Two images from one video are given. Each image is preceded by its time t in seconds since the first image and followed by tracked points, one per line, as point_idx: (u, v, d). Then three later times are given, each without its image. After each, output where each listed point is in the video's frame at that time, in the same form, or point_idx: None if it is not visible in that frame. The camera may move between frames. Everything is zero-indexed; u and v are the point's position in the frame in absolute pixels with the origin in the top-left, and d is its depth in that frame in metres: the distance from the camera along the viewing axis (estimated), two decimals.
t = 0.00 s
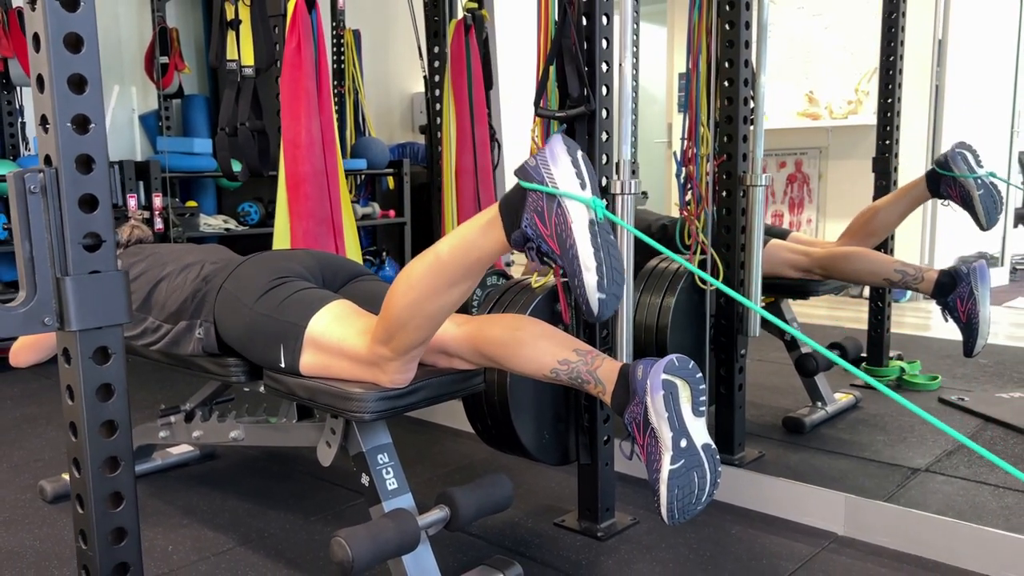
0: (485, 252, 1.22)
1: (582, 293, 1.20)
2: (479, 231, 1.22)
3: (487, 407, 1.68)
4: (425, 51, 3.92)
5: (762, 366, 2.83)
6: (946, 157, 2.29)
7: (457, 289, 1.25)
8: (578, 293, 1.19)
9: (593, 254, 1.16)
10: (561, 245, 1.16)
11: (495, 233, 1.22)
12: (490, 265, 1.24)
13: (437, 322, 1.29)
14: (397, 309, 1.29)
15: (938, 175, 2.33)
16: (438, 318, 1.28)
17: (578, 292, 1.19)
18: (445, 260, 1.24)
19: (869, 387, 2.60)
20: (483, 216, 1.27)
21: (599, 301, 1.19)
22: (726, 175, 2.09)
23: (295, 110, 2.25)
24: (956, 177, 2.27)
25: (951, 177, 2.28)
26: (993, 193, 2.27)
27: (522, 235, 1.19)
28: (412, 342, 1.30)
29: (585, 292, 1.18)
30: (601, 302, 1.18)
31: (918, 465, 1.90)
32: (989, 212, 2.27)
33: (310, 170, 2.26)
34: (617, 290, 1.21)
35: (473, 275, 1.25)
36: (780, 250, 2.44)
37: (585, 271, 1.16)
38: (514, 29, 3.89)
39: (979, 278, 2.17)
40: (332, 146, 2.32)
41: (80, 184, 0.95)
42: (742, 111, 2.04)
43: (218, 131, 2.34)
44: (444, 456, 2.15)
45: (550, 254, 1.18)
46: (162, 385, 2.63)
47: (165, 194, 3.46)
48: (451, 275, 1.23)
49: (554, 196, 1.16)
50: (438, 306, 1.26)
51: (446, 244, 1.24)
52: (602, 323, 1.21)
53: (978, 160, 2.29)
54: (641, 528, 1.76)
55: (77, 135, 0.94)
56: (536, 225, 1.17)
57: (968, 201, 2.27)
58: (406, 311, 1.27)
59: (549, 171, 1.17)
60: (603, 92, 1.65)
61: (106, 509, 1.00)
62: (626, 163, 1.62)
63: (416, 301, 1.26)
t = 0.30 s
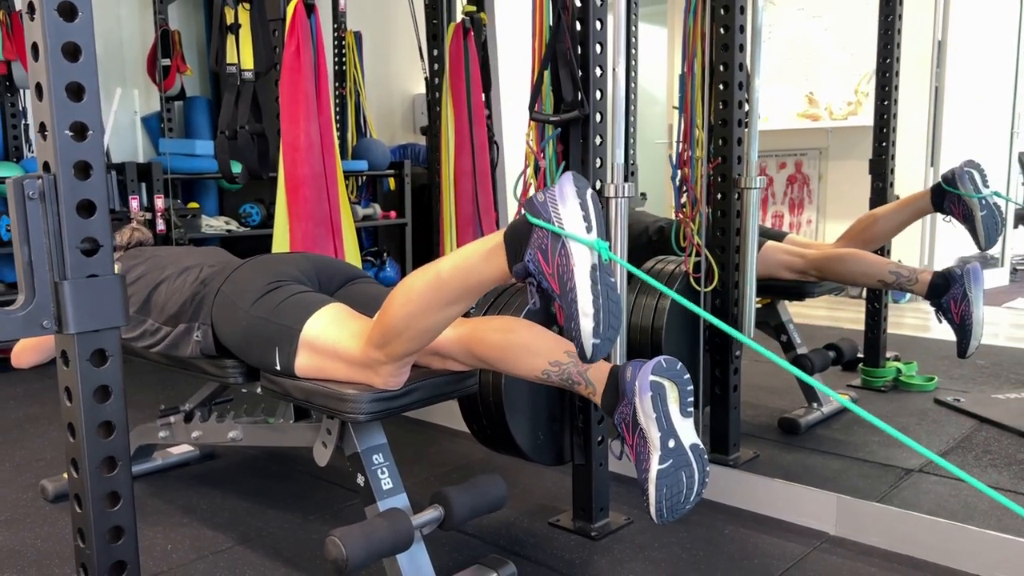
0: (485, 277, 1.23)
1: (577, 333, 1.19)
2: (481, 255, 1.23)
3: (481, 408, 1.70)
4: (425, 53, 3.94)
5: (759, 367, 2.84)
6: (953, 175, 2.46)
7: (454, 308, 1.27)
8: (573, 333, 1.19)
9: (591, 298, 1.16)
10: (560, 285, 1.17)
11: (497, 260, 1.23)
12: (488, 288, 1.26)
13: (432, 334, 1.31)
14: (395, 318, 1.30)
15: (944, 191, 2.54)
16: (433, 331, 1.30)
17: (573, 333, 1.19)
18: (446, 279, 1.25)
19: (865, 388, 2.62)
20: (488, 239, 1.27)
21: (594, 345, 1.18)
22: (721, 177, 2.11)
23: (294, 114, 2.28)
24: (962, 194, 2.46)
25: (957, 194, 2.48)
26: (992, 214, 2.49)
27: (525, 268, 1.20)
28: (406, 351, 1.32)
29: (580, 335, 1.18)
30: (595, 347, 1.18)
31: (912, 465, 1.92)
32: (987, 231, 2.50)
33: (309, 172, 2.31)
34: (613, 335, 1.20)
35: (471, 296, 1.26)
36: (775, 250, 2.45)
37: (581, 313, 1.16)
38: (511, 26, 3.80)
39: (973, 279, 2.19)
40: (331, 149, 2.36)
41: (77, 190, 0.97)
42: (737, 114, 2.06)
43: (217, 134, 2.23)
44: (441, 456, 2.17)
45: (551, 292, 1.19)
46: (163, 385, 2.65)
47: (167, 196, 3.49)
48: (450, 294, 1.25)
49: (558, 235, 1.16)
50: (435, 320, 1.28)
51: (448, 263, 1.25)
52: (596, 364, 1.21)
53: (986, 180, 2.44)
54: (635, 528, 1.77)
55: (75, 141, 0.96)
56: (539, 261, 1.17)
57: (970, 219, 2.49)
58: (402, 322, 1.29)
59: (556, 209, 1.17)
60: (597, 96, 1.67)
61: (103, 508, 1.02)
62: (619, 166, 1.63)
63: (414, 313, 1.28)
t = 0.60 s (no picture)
0: (475, 303, 1.24)
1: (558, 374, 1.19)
2: (473, 281, 1.24)
3: (472, 411, 1.72)
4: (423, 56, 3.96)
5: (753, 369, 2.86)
6: (953, 193, 2.34)
7: (442, 327, 1.29)
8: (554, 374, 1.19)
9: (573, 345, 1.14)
10: (545, 327, 1.15)
11: (489, 288, 1.23)
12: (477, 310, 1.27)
13: (419, 348, 1.33)
14: (383, 331, 1.32)
15: (942, 209, 2.39)
16: (421, 347, 1.32)
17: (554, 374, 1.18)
18: (436, 300, 1.26)
19: (858, 390, 2.63)
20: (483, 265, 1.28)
21: (573, 388, 1.18)
22: (712, 182, 2.12)
23: (288, 119, 2.31)
24: (960, 215, 2.32)
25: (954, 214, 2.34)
26: (989, 237, 2.33)
27: (514, 303, 1.18)
28: (393, 363, 1.34)
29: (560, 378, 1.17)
30: (574, 392, 1.17)
31: (901, 468, 1.93)
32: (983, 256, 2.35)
33: (303, 176, 2.33)
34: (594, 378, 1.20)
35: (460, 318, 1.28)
36: (767, 254, 2.46)
37: (562, 360, 1.15)
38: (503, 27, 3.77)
39: (961, 282, 2.21)
40: (326, 153, 2.39)
41: (66, 201, 0.99)
42: (728, 119, 2.07)
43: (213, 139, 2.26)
44: (435, 458, 2.19)
45: (536, 330, 1.18)
46: (161, 387, 2.68)
47: (166, 198, 3.51)
48: (438, 315, 1.27)
49: (548, 277, 1.13)
50: (424, 337, 1.30)
51: (440, 285, 1.27)
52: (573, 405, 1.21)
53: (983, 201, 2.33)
54: (624, 529, 1.79)
55: (64, 152, 0.98)
56: (527, 299, 1.16)
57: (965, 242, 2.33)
58: (390, 336, 1.31)
59: (547, 248, 1.15)
60: (586, 103, 1.69)
61: (92, 511, 1.04)
62: (607, 172, 1.65)
63: (402, 329, 1.30)
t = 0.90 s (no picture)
0: (470, 328, 1.25)
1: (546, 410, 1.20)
2: (470, 308, 1.25)
3: (468, 412, 1.75)
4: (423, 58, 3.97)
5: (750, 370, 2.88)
6: (954, 210, 2.36)
7: (436, 345, 1.31)
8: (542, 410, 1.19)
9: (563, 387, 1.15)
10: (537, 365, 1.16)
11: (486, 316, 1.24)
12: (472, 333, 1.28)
13: (413, 361, 1.35)
14: (378, 342, 1.34)
15: (942, 225, 2.41)
16: (415, 360, 1.34)
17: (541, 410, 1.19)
18: (432, 319, 1.28)
19: (855, 391, 2.64)
20: (485, 291, 1.28)
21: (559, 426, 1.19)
22: (707, 186, 2.13)
23: (288, 122, 2.32)
24: (960, 232, 2.35)
25: (954, 231, 2.36)
26: (986, 257, 2.37)
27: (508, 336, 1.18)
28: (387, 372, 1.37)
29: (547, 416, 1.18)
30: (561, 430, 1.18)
31: (894, 468, 1.94)
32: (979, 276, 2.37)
33: (303, 179, 2.35)
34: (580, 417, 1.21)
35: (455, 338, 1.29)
36: (763, 256, 2.48)
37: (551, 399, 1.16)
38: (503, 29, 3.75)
39: (955, 284, 2.24)
40: (326, 155, 2.41)
41: (65, 207, 1.01)
42: (723, 124, 2.07)
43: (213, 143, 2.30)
44: (433, 458, 2.21)
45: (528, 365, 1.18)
46: (162, 388, 2.71)
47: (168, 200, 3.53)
48: (432, 334, 1.28)
49: (544, 317, 1.14)
50: (418, 352, 1.32)
51: (437, 305, 1.28)
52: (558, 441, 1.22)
53: (983, 221, 2.37)
54: (618, 529, 1.81)
55: (64, 160, 1.00)
56: (522, 333, 1.16)
57: (963, 261, 2.36)
58: (385, 348, 1.33)
59: (545, 286, 1.15)
60: (581, 108, 1.70)
61: (91, 511, 1.06)
62: (601, 176, 1.68)
63: (397, 342, 1.32)
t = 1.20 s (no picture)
0: (464, 344, 1.27)
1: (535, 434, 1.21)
2: (466, 323, 1.26)
3: (463, 411, 1.76)
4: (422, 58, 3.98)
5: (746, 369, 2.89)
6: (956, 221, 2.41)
7: (428, 355, 1.32)
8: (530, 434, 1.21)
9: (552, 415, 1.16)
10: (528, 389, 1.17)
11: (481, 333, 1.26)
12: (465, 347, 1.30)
13: (405, 368, 1.36)
14: (372, 347, 1.36)
15: (941, 236, 2.46)
16: (406, 367, 1.35)
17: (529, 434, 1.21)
18: (427, 332, 1.30)
19: (850, 391, 2.65)
20: (482, 308, 1.29)
21: (546, 451, 1.20)
22: (703, 186, 2.14)
23: (286, 123, 2.33)
24: (958, 243, 2.42)
25: (952, 241, 2.43)
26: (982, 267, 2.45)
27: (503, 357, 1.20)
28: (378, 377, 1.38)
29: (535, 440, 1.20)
30: (547, 455, 1.20)
31: (888, 468, 1.95)
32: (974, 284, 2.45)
33: (301, 180, 2.36)
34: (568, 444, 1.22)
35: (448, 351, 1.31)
36: (760, 258, 2.49)
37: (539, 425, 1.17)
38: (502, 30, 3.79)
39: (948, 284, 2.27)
40: (323, 156, 2.40)
41: (61, 207, 1.02)
42: (717, 124, 2.10)
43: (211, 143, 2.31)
44: (429, 457, 2.22)
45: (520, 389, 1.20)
46: (160, 386, 2.72)
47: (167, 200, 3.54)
48: (426, 345, 1.30)
49: (538, 343, 1.15)
50: (411, 360, 1.34)
51: (433, 317, 1.30)
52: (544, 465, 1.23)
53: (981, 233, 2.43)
54: (613, 528, 1.82)
55: (60, 160, 1.02)
56: (514, 357, 1.18)
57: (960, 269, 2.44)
58: (378, 354, 1.34)
59: (541, 313, 1.16)
60: (575, 109, 1.71)
61: (87, 509, 1.08)
62: (595, 177, 1.69)
63: (391, 350, 1.33)
